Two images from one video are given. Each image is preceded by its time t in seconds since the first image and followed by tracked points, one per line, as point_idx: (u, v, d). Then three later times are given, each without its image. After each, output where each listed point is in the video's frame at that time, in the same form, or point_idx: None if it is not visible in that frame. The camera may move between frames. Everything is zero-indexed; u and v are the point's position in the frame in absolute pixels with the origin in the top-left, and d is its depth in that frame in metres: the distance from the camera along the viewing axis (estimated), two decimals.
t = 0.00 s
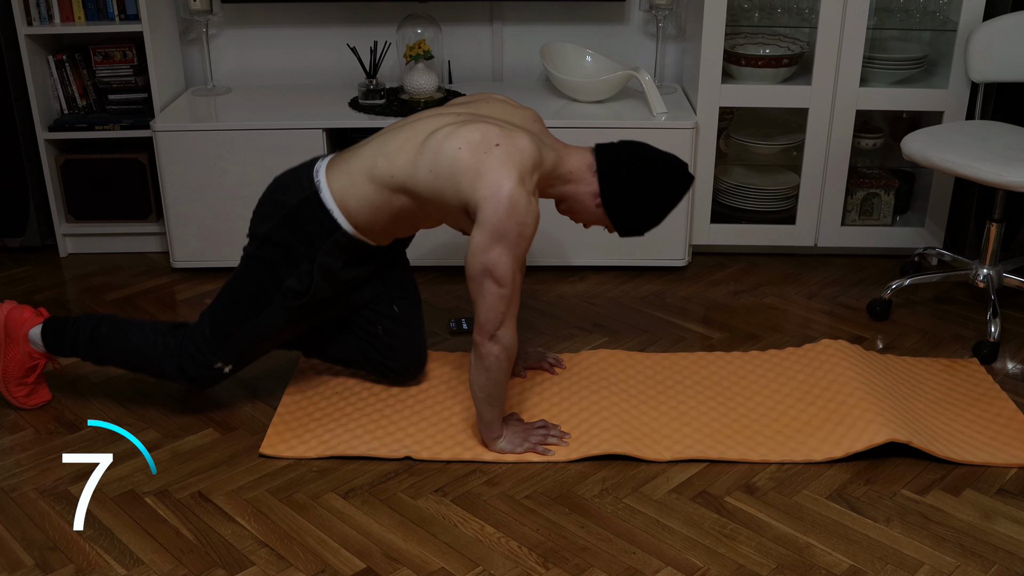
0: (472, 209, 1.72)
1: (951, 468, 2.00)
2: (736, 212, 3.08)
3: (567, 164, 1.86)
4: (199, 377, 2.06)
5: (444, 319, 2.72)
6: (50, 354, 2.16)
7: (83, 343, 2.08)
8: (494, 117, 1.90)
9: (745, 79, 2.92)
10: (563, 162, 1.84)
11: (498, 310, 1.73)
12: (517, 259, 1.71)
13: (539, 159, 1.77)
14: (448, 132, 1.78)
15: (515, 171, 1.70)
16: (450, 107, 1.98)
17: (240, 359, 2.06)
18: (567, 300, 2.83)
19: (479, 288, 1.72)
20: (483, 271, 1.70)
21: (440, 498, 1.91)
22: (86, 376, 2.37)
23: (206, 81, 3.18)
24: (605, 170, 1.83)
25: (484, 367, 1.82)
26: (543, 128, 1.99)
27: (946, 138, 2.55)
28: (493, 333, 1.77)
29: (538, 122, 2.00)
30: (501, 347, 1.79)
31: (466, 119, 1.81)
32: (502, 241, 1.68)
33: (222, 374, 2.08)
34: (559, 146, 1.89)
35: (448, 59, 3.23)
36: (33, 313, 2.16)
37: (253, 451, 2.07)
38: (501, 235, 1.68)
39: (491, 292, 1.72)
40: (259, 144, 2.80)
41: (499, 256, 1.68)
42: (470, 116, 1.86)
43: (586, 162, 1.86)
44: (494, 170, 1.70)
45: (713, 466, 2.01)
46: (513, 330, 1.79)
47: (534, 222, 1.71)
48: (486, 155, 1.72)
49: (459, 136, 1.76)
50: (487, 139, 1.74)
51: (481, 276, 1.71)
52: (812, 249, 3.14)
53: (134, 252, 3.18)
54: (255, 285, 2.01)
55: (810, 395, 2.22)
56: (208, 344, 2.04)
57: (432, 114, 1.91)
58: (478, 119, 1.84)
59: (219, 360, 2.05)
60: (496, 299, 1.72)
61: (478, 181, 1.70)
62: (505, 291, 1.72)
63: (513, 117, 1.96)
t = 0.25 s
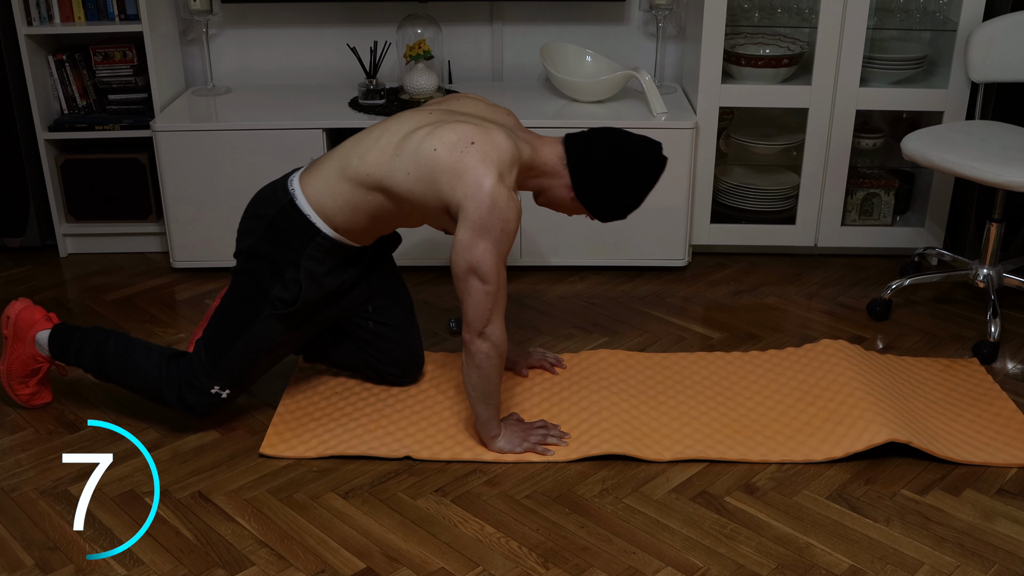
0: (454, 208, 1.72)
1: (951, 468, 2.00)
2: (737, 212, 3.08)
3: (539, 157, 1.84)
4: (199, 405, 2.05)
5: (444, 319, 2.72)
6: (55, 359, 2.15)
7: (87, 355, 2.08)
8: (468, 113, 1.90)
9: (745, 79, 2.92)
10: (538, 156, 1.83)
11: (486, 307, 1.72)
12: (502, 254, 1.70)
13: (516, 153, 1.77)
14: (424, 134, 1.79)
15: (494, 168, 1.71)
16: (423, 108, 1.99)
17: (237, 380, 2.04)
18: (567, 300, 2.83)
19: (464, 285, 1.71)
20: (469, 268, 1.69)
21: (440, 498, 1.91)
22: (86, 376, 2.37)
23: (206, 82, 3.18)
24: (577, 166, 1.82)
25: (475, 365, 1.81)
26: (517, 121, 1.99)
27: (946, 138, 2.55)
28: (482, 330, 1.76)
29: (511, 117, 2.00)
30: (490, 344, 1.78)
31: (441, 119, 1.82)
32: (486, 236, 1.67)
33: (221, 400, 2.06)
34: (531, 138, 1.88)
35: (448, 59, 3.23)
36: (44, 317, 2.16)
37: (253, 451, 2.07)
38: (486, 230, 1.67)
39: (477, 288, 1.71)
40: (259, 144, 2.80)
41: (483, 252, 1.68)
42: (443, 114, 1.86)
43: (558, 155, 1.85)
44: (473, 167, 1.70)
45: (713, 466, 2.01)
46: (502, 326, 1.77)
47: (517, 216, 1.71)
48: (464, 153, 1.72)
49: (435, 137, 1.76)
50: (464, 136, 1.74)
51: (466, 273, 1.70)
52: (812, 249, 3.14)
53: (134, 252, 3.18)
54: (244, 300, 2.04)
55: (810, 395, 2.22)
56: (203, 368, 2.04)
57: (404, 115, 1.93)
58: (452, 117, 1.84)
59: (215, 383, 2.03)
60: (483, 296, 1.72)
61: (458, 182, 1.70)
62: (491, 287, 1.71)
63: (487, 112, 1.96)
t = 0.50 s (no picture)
0: (448, 205, 1.72)
1: (951, 468, 2.00)
2: (737, 212, 3.08)
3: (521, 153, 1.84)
4: (212, 424, 2.05)
5: (444, 319, 2.72)
6: (76, 363, 2.16)
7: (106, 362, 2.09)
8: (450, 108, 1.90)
9: (745, 79, 2.92)
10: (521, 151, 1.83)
11: (485, 302, 1.72)
12: (498, 248, 1.70)
13: (504, 147, 1.77)
14: (412, 133, 1.79)
15: (485, 163, 1.70)
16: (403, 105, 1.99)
17: (245, 395, 2.03)
18: (567, 300, 2.83)
19: (462, 282, 1.71)
20: (466, 264, 1.69)
21: (440, 498, 1.91)
22: (86, 376, 2.37)
23: (206, 81, 3.18)
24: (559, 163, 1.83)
25: (476, 361, 1.81)
26: (496, 115, 1.99)
27: (946, 138, 2.55)
28: (482, 325, 1.75)
29: (492, 112, 2.01)
30: (490, 339, 1.78)
31: (428, 118, 1.82)
32: (483, 230, 1.67)
33: (233, 417, 2.06)
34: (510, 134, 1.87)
35: (448, 59, 3.23)
36: (69, 321, 2.15)
37: (253, 451, 2.07)
38: (482, 224, 1.67)
39: (475, 284, 1.71)
40: (259, 144, 2.80)
41: (481, 247, 1.68)
42: (426, 111, 1.86)
43: (540, 150, 1.85)
44: (465, 164, 1.70)
45: (713, 466, 2.01)
46: (501, 320, 1.77)
47: (511, 210, 1.71)
48: (454, 150, 1.72)
49: (424, 136, 1.76)
50: (453, 134, 1.74)
51: (464, 270, 1.69)
52: (812, 249, 3.14)
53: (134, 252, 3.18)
54: (244, 313, 2.04)
55: (809, 395, 2.22)
56: (212, 386, 2.04)
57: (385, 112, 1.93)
58: (436, 115, 1.84)
59: (224, 399, 2.03)
60: (482, 291, 1.71)
61: (451, 179, 1.70)
62: (489, 282, 1.71)
63: (468, 107, 1.96)
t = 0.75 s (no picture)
0: (457, 200, 1.73)
1: (951, 468, 2.00)
2: (737, 213, 3.08)
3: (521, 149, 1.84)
4: (212, 423, 2.04)
5: (444, 319, 2.72)
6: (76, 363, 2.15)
7: (106, 360, 2.08)
8: (450, 107, 1.92)
9: (745, 79, 2.92)
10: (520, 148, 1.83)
11: (491, 297, 1.72)
12: (505, 242, 1.71)
13: (508, 144, 1.80)
14: (418, 130, 1.80)
15: (493, 158, 1.72)
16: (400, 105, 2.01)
17: (246, 393, 2.03)
18: (567, 300, 2.83)
19: (468, 276, 1.71)
20: (474, 258, 1.68)
21: (440, 498, 1.91)
22: (85, 376, 2.37)
23: (206, 81, 3.18)
24: (553, 158, 1.83)
25: (479, 358, 1.80)
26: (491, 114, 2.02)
27: (946, 137, 2.55)
28: (486, 321, 1.75)
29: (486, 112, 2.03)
30: (495, 334, 1.77)
31: (431, 116, 1.84)
32: (493, 223, 1.68)
33: (233, 415, 2.05)
34: (509, 130, 1.88)
35: (448, 59, 3.23)
36: (69, 320, 2.15)
37: (253, 451, 2.07)
38: (491, 217, 1.68)
39: (482, 278, 1.71)
40: (259, 144, 2.80)
41: (488, 241, 1.68)
42: (429, 109, 1.88)
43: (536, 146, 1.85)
44: (473, 158, 1.72)
45: (713, 466, 2.01)
46: (505, 316, 1.76)
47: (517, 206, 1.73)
48: (463, 145, 1.74)
49: (431, 133, 1.78)
50: (460, 130, 1.76)
51: (471, 264, 1.69)
52: (812, 248, 3.14)
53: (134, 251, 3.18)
54: (244, 311, 2.04)
55: (809, 395, 2.22)
56: (212, 386, 2.03)
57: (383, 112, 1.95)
58: (439, 113, 1.85)
59: (224, 398, 2.02)
60: (488, 285, 1.71)
61: (460, 175, 1.72)
62: (495, 276, 1.71)
63: (466, 105, 1.98)
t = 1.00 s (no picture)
0: (468, 198, 1.73)
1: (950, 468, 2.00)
2: (736, 213, 3.08)
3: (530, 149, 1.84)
4: (221, 417, 2.06)
5: (444, 319, 2.72)
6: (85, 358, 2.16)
7: (115, 356, 2.09)
8: (460, 106, 1.92)
9: (745, 79, 2.91)
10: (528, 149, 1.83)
11: (496, 294, 1.72)
12: (513, 241, 1.71)
13: (519, 144, 1.80)
14: (429, 128, 1.81)
15: (504, 157, 1.72)
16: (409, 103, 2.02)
17: (254, 387, 2.04)
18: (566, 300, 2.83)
19: (475, 274, 1.70)
20: (481, 257, 1.68)
21: (440, 498, 1.91)
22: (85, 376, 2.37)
23: (206, 81, 3.18)
24: (562, 159, 1.82)
25: (482, 355, 1.80)
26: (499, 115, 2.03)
27: (946, 137, 2.55)
28: (491, 319, 1.75)
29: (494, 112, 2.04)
30: (498, 333, 1.77)
31: (442, 114, 1.84)
32: (503, 222, 1.68)
33: (240, 410, 2.07)
34: (518, 130, 1.88)
35: (448, 59, 3.22)
36: (82, 316, 2.17)
37: (253, 451, 2.07)
38: (501, 216, 1.68)
39: (489, 275, 1.70)
40: (259, 144, 2.79)
41: (497, 239, 1.68)
42: (440, 107, 1.88)
43: (543, 146, 1.85)
44: (486, 157, 1.72)
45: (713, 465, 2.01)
46: (510, 315, 1.76)
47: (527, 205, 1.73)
48: (476, 144, 1.74)
49: (443, 131, 1.78)
50: (472, 129, 1.77)
51: (478, 262, 1.69)
52: (812, 248, 3.14)
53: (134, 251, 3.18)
54: (250, 306, 2.03)
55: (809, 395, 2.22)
56: (220, 380, 2.05)
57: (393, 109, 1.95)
58: (450, 111, 1.86)
59: (231, 393, 2.03)
60: (494, 284, 1.71)
61: (472, 172, 1.72)
62: (502, 274, 1.70)
63: (475, 103, 1.98)
